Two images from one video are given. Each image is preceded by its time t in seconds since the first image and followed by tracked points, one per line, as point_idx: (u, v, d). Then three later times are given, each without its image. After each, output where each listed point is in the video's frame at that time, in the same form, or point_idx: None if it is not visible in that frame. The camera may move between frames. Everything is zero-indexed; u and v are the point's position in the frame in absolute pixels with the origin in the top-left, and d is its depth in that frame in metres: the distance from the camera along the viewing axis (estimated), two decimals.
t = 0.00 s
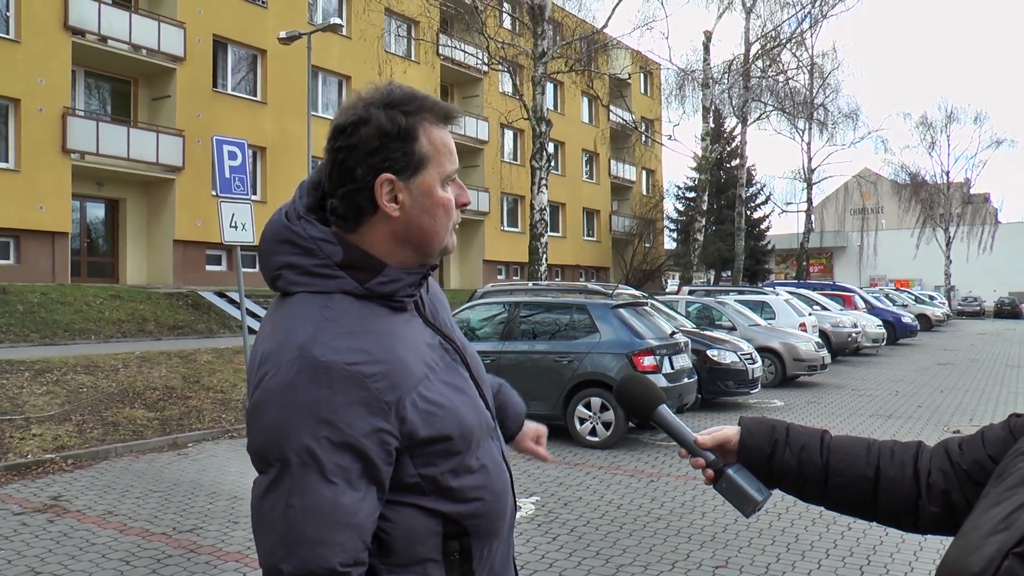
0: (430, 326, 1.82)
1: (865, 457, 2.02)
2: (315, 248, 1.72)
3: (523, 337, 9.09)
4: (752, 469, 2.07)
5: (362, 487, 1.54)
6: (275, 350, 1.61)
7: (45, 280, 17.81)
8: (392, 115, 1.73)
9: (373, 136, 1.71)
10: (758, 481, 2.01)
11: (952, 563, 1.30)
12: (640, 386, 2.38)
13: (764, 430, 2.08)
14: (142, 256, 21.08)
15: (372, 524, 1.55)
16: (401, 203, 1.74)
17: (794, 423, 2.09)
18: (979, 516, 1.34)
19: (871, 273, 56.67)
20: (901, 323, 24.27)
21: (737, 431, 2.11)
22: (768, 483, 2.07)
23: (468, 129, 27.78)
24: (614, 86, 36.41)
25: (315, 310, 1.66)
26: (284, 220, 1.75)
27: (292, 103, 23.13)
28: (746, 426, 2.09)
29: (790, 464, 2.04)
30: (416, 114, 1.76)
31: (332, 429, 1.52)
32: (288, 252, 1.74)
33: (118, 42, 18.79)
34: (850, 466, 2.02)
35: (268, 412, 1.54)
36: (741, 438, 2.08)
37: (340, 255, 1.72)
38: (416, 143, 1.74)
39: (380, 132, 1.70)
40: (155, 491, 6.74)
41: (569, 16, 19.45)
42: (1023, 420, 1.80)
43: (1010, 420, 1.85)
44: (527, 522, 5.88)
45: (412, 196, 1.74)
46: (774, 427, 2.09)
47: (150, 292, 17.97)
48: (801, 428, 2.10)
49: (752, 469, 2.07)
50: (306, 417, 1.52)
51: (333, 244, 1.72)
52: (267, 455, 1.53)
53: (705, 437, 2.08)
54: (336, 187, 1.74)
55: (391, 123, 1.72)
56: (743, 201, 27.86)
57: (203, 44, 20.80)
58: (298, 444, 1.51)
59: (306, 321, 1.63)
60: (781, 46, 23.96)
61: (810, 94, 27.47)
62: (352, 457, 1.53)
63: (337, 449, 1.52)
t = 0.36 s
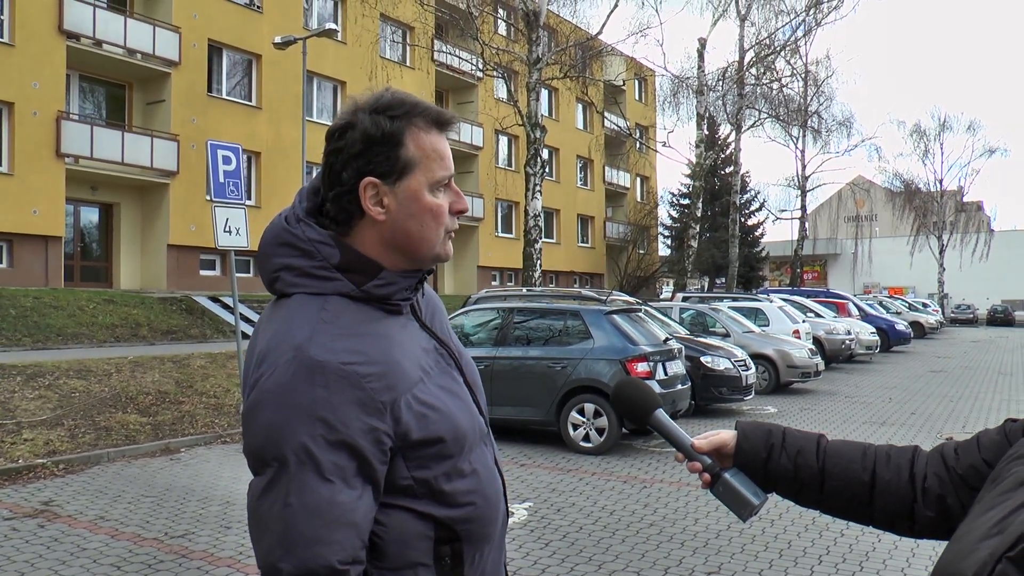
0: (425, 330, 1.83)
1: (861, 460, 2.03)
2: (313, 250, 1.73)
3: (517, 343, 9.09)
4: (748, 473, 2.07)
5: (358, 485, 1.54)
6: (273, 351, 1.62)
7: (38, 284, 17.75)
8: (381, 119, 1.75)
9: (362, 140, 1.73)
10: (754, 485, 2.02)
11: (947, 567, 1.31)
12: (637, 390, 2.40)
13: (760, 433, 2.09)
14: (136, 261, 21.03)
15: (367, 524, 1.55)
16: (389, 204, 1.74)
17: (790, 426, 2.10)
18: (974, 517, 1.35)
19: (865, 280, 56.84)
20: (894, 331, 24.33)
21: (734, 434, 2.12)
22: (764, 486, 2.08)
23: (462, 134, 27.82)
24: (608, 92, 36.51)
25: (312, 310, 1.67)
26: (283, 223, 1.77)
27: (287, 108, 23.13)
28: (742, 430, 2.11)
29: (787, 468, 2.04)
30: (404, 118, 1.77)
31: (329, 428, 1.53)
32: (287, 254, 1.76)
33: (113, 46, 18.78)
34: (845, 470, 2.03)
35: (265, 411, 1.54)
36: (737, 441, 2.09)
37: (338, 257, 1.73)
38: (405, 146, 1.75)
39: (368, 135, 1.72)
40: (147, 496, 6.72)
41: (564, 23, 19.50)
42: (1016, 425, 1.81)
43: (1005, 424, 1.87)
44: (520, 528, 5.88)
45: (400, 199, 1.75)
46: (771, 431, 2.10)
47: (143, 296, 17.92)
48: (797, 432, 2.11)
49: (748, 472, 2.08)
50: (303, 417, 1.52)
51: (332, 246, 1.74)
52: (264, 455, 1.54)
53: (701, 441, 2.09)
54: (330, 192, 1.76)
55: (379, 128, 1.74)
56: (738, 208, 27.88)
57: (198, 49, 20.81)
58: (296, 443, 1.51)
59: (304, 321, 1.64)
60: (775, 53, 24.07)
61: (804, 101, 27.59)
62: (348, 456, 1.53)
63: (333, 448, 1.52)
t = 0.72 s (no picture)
0: (419, 330, 1.83)
1: (859, 460, 2.04)
2: (307, 248, 1.74)
3: (512, 345, 9.10)
4: (745, 473, 2.08)
5: (347, 482, 1.55)
6: (264, 347, 1.63)
7: (34, 285, 17.72)
8: (377, 119, 1.76)
9: (358, 139, 1.74)
10: (751, 485, 2.02)
11: (949, 567, 1.31)
12: (634, 390, 2.40)
13: (758, 434, 2.10)
14: (132, 262, 21.00)
15: (356, 520, 1.55)
16: (382, 203, 1.75)
17: (788, 426, 2.11)
18: (975, 518, 1.35)
19: (861, 285, 56.97)
20: (891, 335, 24.38)
21: (731, 435, 2.12)
22: (761, 486, 2.08)
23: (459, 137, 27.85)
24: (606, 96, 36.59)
25: (305, 308, 1.67)
26: (278, 221, 1.78)
27: (284, 110, 23.13)
28: (740, 430, 2.11)
29: (785, 468, 2.05)
30: (402, 118, 1.78)
31: (318, 423, 1.53)
32: (281, 252, 1.76)
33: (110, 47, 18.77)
34: (842, 470, 2.04)
35: (255, 407, 1.55)
36: (734, 441, 2.09)
37: (331, 255, 1.73)
38: (401, 146, 1.75)
39: (364, 134, 1.73)
40: (142, 498, 6.70)
41: (561, 26, 19.54)
42: (1015, 426, 1.82)
43: (1003, 425, 1.87)
44: (515, 531, 5.88)
45: (394, 198, 1.75)
46: (768, 430, 2.10)
47: (139, 298, 17.90)
48: (795, 433, 2.12)
49: (745, 472, 2.08)
50: (293, 412, 1.53)
51: (326, 244, 1.74)
52: (253, 449, 1.54)
53: (698, 441, 2.10)
54: (325, 191, 1.77)
55: (375, 126, 1.74)
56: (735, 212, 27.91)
57: (196, 51, 20.81)
58: (285, 438, 1.51)
59: (296, 318, 1.64)
60: (771, 58, 24.14)
61: (801, 106, 27.67)
62: (337, 452, 1.53)
63: (322, 443, 1.53)
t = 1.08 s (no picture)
0: (414, 332, 1.83)
1: (855, 462, 2.04)
2: (300, 249, 1.74)
3: (506, 349, 9.10)
4: (741, 475, 2.08)
5: (331, 484, 1.54)
6: (252, 347, 1.63)
7: (26, 287, 17.64)
8: (373, 120, 1.76)
9: (352, 139, 1.74)
10: (747, 487, 2.02)
11: (948, 568, 1.32)
12: (629, 392, 2.41)
13: (754, 435, 2.10)
14: (125, 264, 20.94)
15: (339, 522, 1.55)
16: (376, 204, 1.75)
17: (783, 428, 2.11)
18: (974, 518, 1.36)
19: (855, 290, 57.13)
20: (884, 340, 24.45)
21: (727, 436, 2.12)
22: (757, 489, 2.09)
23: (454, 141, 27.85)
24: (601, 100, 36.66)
25: (294, 309, 1.67)
26: (273, 221, 1.78)
27: (279, 112, 23.11)
28: (736, 432, 2.12)
29: (780, 470, 2.06)
30: (399, 119, 1.78)
31: (302, 424, 1.53)
32: (275, 252, 1.77)
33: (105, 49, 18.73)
34: (838, 471, 2.04)
35: (241, 407, 1.55)
36: (730, 443, 2.10)
37: (324, 257, 1.73)
38: (396, 147, 1.75)
39: (358, 135, 1.73)
40: (134, 501, 6.67)
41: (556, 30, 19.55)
42: (1011, 426, 1.83)
43: (998, 425, 1.89)
44: (508, 534, 5.87)
45: (388, 199, 1.75)
46: (763, 431, 2.11)
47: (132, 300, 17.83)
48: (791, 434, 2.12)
49: (741, 474, 2.08)
50: (277, 414, 1.53)
51: (319, 246, 1.74)
52: (237, 449, 1.54)
53: (694, 443, 2.10)
54: (320, 192, 1.77)
55: (370, 127, 1.75)
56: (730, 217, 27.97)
57: (190, 53, 20.78)
58: (269, 439, 1.51)
59: (285, 319, 1.64)
60: (766, 63, 24.20)
61: (795, 111, 27.74)
62: (321, 453, 1.53)
63: (306, 445, 1.53)
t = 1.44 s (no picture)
0: (405, 331, 1.83)
1: (850, 460, 2.05)
2: (291, 246, 1.74)
3: (500, 352, 9.11)
4: (736, 472, 2.09)
5: (324, 481, 1.55)
6: (243, 343, 1.63)
7: (17, 289, 17.55)
8: (362, 116, 1.76)
9: (341, 135, 1.75)
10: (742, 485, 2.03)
11: (948, 566, 1.32)
12: (623, 392, 2.41)
13: (748, 433, 2.11)
14: (118, 267, 20.87)
15: (333, 519, 1.55)
16: (366, 201, 1.75)
17: (778, 427, 2.12)
18: (973, 516, 1.36)
19: (847, 294, 57.31)
20: (876, 344, 24.53)
21: (722, 435, 2.13)
22: (753, 487, 2.09)
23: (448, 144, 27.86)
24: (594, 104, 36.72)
25: (286, 306, 1.67)
26: (265, 219, 1.78)
27: (272, 115, 23.09)
28: (731, 430, 2.12)
29: (776, 469, 2.06)
30: (387, 115, 1.78)
31: (296, 421, 1.53)
32: (266, 250, 1.77)
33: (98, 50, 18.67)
34: (834, 470, 2.05)
35: (234, 403, 1.55)
36: (724, 442, 2.10)
37: (316, 253, 1.74)
38: (385, 144, 1.76)
39: (348, 132, 1.74)
40: (125, 504, 6.64)
41: (550, 33, 19.57)
42: (1006, 424, 1.84)
43: (993, 424, 1.90)
44: (502, 538, 5.86)
45: (377, 195, 1.75)
46: (759, 430, 2.11)
47: (125, 303, 17.76)
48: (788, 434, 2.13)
49: (736, 472, 2.09)
50: (270, 410, 1.52)
51: (311, 243, 1.75)
52: (230, 446, 1.54)
53: (689, 441, 2.10)
54: (310, 189, 1.78)
55: (359, 123, 1.75)
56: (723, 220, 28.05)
57: (184, 55, 20.73)
58: (261, 435, 1.51)
59: (276, 315, 1.65)
60: (760, 68, 24.29)
61: (788, 115, 27.82)
62: (313, 450, 1.53)
63: (300, 442, 1.53)
